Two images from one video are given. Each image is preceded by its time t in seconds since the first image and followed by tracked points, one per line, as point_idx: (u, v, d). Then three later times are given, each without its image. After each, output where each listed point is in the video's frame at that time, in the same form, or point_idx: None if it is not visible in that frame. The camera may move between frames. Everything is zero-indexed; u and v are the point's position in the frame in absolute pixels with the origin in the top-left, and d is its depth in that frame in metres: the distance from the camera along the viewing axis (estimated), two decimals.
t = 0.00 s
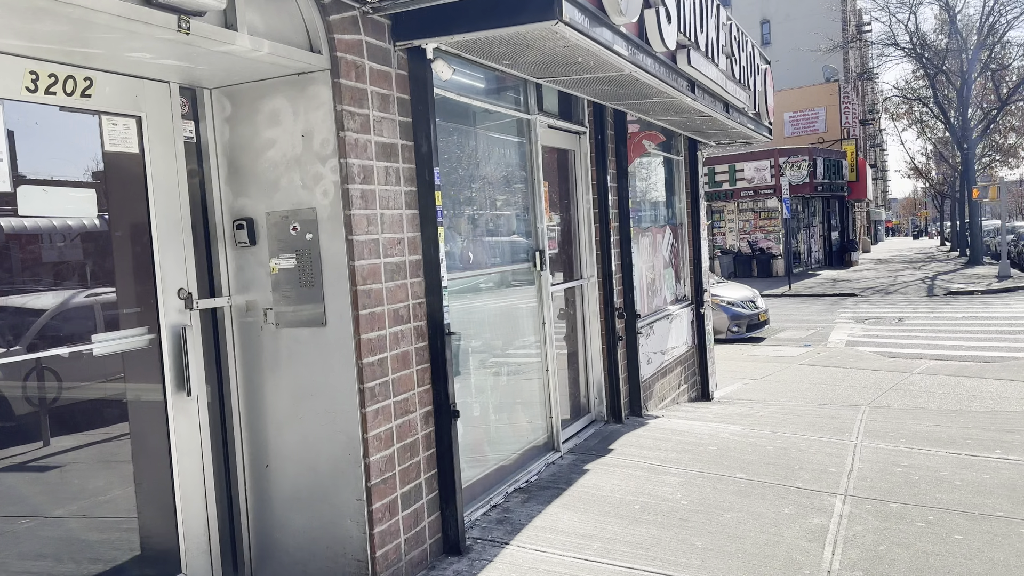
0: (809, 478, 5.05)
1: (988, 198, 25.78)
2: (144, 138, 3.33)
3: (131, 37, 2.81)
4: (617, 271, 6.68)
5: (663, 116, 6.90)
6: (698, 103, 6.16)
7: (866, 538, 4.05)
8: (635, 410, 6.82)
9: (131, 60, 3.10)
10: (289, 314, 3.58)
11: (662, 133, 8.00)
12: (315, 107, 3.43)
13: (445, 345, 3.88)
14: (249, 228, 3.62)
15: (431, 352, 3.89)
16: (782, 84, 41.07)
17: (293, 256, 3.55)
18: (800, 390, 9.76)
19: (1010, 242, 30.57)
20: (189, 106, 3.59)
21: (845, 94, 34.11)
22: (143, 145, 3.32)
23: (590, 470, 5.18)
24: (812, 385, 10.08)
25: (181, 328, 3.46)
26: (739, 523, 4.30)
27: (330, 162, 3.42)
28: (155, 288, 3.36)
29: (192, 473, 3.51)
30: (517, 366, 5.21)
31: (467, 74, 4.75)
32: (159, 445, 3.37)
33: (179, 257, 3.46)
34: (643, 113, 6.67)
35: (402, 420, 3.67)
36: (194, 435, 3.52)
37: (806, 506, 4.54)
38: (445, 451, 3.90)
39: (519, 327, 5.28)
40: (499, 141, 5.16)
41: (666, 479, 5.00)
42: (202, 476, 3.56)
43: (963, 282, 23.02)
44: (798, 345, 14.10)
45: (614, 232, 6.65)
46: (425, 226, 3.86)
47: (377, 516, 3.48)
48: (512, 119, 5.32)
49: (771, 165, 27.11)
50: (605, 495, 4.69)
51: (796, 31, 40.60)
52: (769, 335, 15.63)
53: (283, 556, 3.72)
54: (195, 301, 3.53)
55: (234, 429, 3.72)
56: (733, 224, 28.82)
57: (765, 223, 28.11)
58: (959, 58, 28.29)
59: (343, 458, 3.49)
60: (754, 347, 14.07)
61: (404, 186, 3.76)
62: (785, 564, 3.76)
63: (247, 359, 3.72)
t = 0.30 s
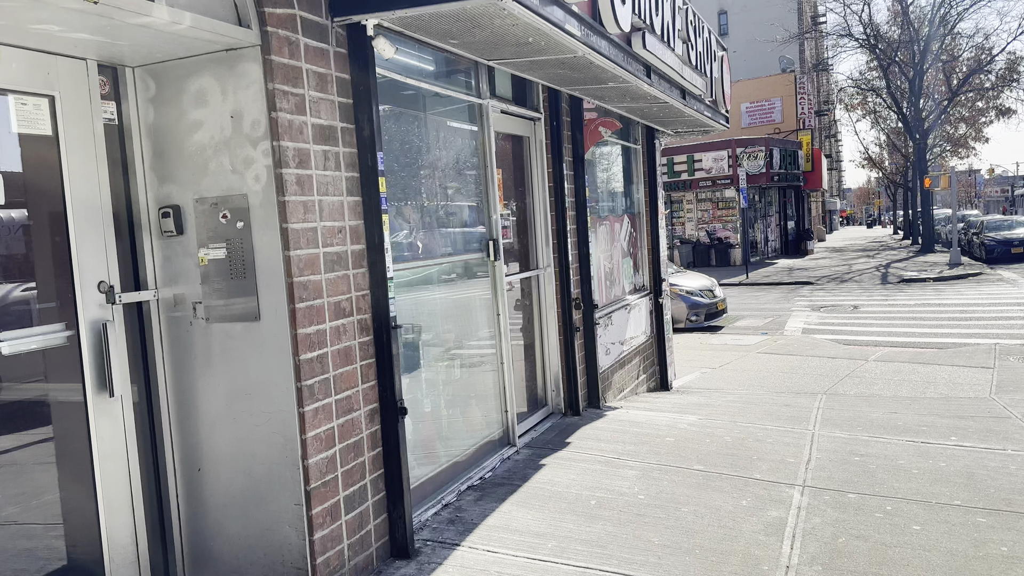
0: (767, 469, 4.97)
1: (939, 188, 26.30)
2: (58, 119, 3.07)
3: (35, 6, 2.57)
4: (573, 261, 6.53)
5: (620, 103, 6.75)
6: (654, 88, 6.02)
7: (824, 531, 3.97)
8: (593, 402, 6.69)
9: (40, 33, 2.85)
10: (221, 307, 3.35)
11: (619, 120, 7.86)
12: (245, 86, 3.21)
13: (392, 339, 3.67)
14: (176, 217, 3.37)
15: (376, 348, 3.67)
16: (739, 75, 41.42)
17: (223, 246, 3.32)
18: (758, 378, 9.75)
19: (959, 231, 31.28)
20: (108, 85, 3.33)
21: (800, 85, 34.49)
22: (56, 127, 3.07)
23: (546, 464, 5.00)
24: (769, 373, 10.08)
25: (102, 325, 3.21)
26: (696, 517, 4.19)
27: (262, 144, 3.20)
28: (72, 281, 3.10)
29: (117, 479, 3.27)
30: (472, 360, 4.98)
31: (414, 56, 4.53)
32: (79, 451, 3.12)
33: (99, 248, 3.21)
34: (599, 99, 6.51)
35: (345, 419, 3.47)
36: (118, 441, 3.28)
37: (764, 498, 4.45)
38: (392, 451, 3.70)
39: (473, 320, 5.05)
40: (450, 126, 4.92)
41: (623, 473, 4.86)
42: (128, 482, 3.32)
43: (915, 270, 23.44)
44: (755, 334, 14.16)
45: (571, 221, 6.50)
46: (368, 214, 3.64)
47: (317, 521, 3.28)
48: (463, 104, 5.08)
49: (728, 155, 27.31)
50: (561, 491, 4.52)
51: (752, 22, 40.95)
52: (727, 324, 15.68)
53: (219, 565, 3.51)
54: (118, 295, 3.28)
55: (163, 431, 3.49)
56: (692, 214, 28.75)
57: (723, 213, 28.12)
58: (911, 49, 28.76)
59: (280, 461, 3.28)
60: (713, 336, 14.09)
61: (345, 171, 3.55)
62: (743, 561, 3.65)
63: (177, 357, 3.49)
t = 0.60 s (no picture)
0: (732, 465, 4.81)
1: (895, 179, 26.65)
2: None
3: None
4: (534, 252, 6.30)
5: (581, 89, 6.55)
6: (615, 73, 5.83)
7: (792, 530, 3.83)
8: (555, 396, 6.46)
9: None
10: (146, 304, 3.08)
11: (580, 107, 7.65)
12: (169, 61, 2.93)
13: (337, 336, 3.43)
14: (95, 205, 3.09)
15: (320, 346, 3.43)
16: (700, 66, 41.58)
17: (147, 237, 3.05)
18: (721, 370, 9.65)
19: (916, 221, 31.76)
20: (19, 61, 3.02)
21: (761, 77, 34.72)
22: None
23: (505, 464, 4.74)
24: (732, 364, 9.99)
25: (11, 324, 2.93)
26: (660, 516, 4.01)
27: (188, 126, 2.93)
28: None
29: (33, 491, 3.00)
30: (428, 358, 4.71)
31: (361, 34, 4.25)
32: None
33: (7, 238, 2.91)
34: (559, 84, 6.30)
35: (284, 422, 3.22)
36: (33, 452, 3.01)
37: (729, 495, 4.28)
38: (338, 456, 3.46)
39: (428, 314, 4.76)
40: (403, 109, 4.64)
41: (585, 472, 4.61)
42: (45, 494, 3.05)
43: (873, 259, 23.71)
44: (717, 325, 14.13)
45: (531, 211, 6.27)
46: (309, 203, 3.39)
47: (254, 534, 3.04)
48: (415, 85, 4.77)
49: (690, 146, 27.44)
50: (520, 492, 4.29)
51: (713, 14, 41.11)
52: (690, 314, 15.66)
53: None
54: (30, 292, 2.99)
55: (86, 438, 3.22)
56: (655, 205, 28.65)
57: (684, 203, 28.06)
58: (868, 41, 29.08)
59: (213, 470, 3.03)
60: (676, 327, 14.04)
61: (283, 156, 3.29)
62: (709, 564, 3.48)
63: (100, 357, 3.21)
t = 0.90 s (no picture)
0: (694, 463, 4.68)
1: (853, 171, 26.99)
2: None
3: None
4: (494, 247, 6.07)
5: (540, 78, 6.37)
6: (575, 62, 5.67)
7: (755, 532, 3.72)
8: (516, 394, 6.28)
9: None
10: (69, 305, 2.86)
11: (540, 97, 7.48)
12: (89, 43, 2.71)
13: (280, 337, 3.24)
14: (11, 198, 2.85)
15: (261, 349, 3.23)
16: (663, 58, 41.73)
17: (68, 233, 2.82)
18: (684, 363, 9.60)
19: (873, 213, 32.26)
20: None
21: (722, 69, 34.91)
22: None
23: (462, 466, 4.55)
24: (695, 358, 9.95)
25: None
26: (621, 518, 3.88)
27: (112, 113, 2.71)
28: None
29: None
30: (381, 358, 4.49)
31: (307, 18, 4.03)
32: None
33: None
34: (518, 73, 6.12)
35: (221, 430, 3.02)
36: None
37: (691, 496, 4.16)
38: (281, 464, 3.27)
39: (382, 311, 4.52)
40: (353, 97, 4.42)
41: (545, 472, 4.45)
42: None
43: (832, 251, 23.98)
44: (680, 317, 14.12)
45: (490, 204, 6.06)
46: (248, 195, 3.18)
47: (188, 551, 2.84)
48: (365, 72, 4.54)
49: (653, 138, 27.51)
50: (478, 496, 4.12)
51: (675, 7, 41.24)
52: (653, 307, 15.64)
53: None
54: None
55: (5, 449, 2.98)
56: (618, 197, 28.87)
57: (648, 196, 28.36)
58: (827, 35, 29.38)
59: (143, 483, 2.82)
60: (639, 320, 14.01)
61: (218, 146, 3.08)
62: (671, 570, 3.36)
63: (19, 362, 2.97)
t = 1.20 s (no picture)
0: (655, 458, 4.55)
1: (815, 164, 27.25)
2: None
3: None
4: (450, 238, 5.83)
5: (499, 64, 6.18)
6: (533, 47, 5.51)
7: (715, 531, 3.60)
8: (475, 389, 6.06)
9: None
10: None
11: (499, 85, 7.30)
12: None
13: (212, 334, 3.04)
14: None
15: (192, 346, 3.02)
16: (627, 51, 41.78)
17: None
18: (647, 356, 9.51)
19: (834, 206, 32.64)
20: None
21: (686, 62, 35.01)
22: None
23: (416, 465, 4.39)
24: (658, 350, 9.87)
25: None
26: (579, 518, 3.73)
27: (18, 90, 2.48)
28: None
29: None
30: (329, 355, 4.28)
31: None
32: None
33: None
34: (475, 59, 5.92)
35: (146, 433, 2.82)
36: None
37: (650, 493, 4.03)
38: (215, 468, 3.07)
39: (330, 305, 4.31)
40: (298, 80, 4.20)
41: (501, 471, 4.28)
42: None
43: (795, 243, 24.18)
44: (644, 309, 14.07)
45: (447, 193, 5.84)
46: (176, 183, 2.97)
47: (109, 564, 2.64)
48: (311, 55, 4.32)
49: (618, 131, 27.51)
50: (430, 498, 3.94)
51: None
52: (618, 299, 15.58)
53: None
54: None
55: None
56: (584, 189, 28.73)
57: (613, 188, 28.25)
58: (790, 29, 29.57)
59: (57, 493, 2.61)
60: (603, 312, 13.93)
61: (143, 129, 2.86)
62: (629, 573, 3.22)
63: None
